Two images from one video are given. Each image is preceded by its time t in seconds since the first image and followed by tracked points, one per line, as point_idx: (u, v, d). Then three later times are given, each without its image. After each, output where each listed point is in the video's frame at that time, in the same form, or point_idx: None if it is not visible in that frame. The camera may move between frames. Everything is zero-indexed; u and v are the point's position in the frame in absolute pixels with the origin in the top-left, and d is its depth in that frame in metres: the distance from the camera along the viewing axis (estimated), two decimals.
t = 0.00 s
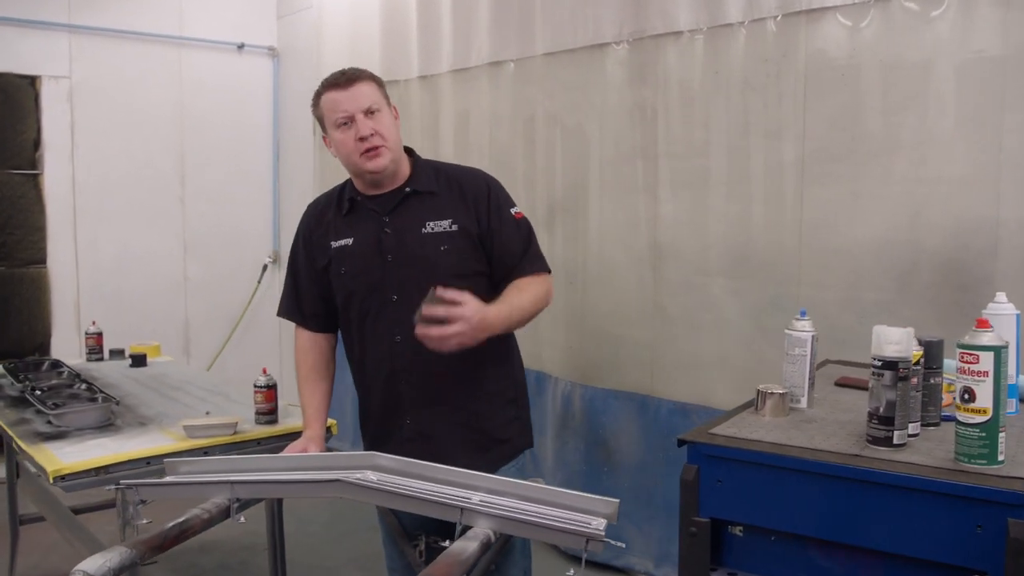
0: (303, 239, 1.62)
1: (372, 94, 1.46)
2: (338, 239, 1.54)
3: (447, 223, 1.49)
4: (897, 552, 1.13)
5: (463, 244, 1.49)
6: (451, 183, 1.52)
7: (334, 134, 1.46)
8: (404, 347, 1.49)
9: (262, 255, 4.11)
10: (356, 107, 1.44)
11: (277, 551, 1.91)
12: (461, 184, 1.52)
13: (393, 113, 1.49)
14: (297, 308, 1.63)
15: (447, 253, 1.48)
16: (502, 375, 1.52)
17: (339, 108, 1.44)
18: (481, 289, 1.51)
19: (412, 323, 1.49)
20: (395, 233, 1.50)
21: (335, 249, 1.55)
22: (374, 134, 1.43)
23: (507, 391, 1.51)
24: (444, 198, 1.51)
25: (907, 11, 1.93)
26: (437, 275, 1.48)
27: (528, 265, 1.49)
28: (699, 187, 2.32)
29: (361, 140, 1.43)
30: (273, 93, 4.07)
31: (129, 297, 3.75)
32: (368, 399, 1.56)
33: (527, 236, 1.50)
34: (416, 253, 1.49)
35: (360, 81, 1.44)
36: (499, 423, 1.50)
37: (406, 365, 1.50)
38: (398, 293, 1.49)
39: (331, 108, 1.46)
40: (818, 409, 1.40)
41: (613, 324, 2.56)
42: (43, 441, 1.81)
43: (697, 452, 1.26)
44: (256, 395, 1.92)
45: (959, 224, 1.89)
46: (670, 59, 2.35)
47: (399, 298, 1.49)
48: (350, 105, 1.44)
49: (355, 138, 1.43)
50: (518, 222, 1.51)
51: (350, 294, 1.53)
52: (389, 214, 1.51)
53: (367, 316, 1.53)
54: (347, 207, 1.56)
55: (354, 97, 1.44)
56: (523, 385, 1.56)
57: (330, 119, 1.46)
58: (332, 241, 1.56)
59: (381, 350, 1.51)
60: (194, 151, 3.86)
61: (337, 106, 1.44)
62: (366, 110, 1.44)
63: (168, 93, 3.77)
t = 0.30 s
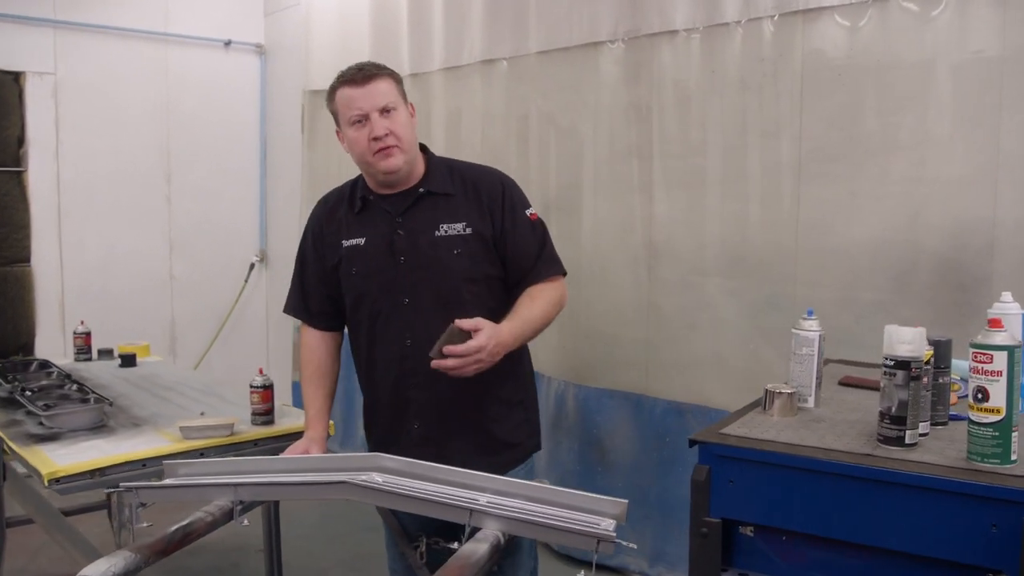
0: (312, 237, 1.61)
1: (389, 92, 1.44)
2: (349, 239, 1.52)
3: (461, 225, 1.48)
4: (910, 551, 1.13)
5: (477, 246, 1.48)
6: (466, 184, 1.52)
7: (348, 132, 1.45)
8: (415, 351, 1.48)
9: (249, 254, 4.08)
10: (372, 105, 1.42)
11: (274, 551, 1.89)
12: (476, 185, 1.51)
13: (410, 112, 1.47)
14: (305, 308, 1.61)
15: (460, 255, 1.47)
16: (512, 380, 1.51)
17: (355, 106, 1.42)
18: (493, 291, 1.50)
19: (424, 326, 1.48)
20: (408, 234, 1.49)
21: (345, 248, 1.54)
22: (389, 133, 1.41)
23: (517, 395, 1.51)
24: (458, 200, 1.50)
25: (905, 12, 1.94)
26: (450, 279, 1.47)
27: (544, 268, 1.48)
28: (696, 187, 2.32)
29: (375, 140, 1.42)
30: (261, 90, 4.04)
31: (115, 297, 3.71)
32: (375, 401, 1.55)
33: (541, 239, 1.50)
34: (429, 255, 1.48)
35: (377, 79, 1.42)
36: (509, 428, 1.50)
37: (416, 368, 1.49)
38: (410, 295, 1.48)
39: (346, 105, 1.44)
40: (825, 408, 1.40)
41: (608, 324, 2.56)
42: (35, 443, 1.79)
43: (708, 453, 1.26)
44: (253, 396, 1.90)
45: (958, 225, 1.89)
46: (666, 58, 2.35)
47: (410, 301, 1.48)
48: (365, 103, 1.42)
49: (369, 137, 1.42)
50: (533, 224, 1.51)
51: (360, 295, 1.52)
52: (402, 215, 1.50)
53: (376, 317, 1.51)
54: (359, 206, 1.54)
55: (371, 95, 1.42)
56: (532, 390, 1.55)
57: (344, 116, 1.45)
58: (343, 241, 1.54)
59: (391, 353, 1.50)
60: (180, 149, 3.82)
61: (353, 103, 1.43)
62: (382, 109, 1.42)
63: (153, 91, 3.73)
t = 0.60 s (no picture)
0: (320, 235, 1.64)
1: (401, 91, 1.47)
2: (357, 239, 1.57)
3: (468, 227, 1.51)
4: (922, 551, 1.14)
5: (484, 248, 1.51)
6: (474, 185, 1.55)
7: (359, 130, 1.47)
8: (421, 352, 1.53)
9: (231, 258, 4.03)
10: (384, 105, 1.44)
11: (267, 551, 1.89)
12: (484, 186, 1.54)
13: (421, 111, 1.50)
14: (312, 307, 1.65)
15: (466, 257, 1.51)
16: (517, 384, 1.55)
17: (367, 105, 1.45)
18: (500, 292, 1.53)
19: (430, 326, 1.52)
20: (415, 235, 1.54)
21: (354, 248, 1.58)
22: (400, 135, 1.44)
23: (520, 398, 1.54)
24: (466, 201, 1.54)
25: (896, 12, 1.95)
26: (456, 280, 1.51)
27: (548, 274, 1.50)
28: (687, 188, 2.32)
29: (386, 140, 1.45)
30: (243, 92, 3.99)
31: (95, 299, 3.67)
32: (382, 399, 1.59)
33: (547, 241, 1.52)
34: (436, 255, 1.52)
35: (390, 79, 1.44)
36: (513, 433, 1.54)
37: (422, 369, 1.53)
38: (416, 296, 1.52)
39: (358, 103, 1.46)
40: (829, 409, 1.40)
41: (599, 325, 2.56)
42: (25, 450, 1.76)
43: (716, 454, 1.26)
44: (246, 400, 1.88)
45: (950, 224, 1.90)
46: (656, 58, 2.35)
47: (417, 302, 1.53)
48: (377, 102, 1.44)
49: (380, 137, 1.44)
50: (541, 228, 1.52)
51: (369, 295, 1.56)
52: (410, 215, 1.54)
53: (384, 317, 1.56)
54: (368, 205, 1.59)
55: (383, 94, 1.44)
56: (537, 394, 1.58)
57: (356, 114, 1.47)
58: (351, 240, 1.59)
59: (398, 353, 1.54)
60: (161, 150, 3.78)
61: (365, 102, 1.45)
62: (394, 109, 1.45)
63: (133, 91, 3.69)
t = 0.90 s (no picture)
0: (328, 235, 1.67)
1: (424, 87, 1.53)
2: (366, 234, 1.61)
3: (477, 220, 1.56)
4: (934, 552, 1.14)
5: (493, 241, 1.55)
6: (483, 181, 1.60)
7: (380, 122, 1.53)
8: (428, 346, 1.55)
9: (216, 258, 3.99)
10: (409, 98, 1.50)
11: (262, 554, 1.87)
12: (492, 183, 1.59)
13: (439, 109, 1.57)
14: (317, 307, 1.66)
15: (475, 250, 1.54)
16: (523, 382, 1.56)
17: (392, 98, 1.50)
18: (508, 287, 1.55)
19: (437, 319, 1.54)
20: (424, 229, 1.58)
21: (362, 244, 1.62)
22: (422, 130, 1.51)
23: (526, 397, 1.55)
24: (475, 196, 1.59)
25: (891, 15, 1.96)
26: (464, 271, 1.54)
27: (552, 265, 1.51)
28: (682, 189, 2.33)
29: (408, 134, 1.51)
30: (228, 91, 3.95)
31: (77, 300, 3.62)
32: (388, 399, 1.60)
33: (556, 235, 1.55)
34: (444, 248, 1.56)
35: (415, 74, 1.50)
36: (520, 434, 1.54)
37: (428, 364, 1.55)
38: (424, 290, 1.55)
39: (381, 95, 1.52)
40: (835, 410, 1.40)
41: (592, 326, 2.56)
42: (16, 454, 1.73)
43: (727, 456, 1.26)
44: (241, 403, 1.86)
45: (945, 226, 1.92)
46: (650, 59, 2.35)
47: (425, 295, 1.55)
48: (402, 95, 1.50)
49: (403, 131, 1.50)
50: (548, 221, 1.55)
51: (376, 290, 1.59)
52: (420, 210, 1.59)
53: (391, 312, 1.58)
54: (378, 201, 1.63)
55: (408, 88, 1.51)
56: (543, 395, 1.59)
57: (378, 105, 1.53)
58: (359, 235, 1.62)
59: (405, 347, 1.56)
60: (146, 149, 3.75)
61: (389, 94, 1.51)
62: (417, 104, 1.51)
63: (118, 90, 3.66)
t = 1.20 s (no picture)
0: (323, 236, 1.70)
1: (421, 81, 1.58)
2: (361, 234, 1.62)
3: (473, 220, 1.56)
4: (938, 551, 1.14)
5: (490, 240, 1.55)
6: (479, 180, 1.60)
7: (376, 113, 1.56)
8: (424, 347, 1.56)
9: (195, 260, 3.95)
10: (405, 88, 1.55)
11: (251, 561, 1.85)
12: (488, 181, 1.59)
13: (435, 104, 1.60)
14: (313, 308, 1.68)
15: (471, 250, 1.54)
16: (521, 382, 1.58)
17: (390, 87, 1.55)
18: (505, 286, 1.56)
19: (433, 320, 1.56)
20: (419, 229, 1.59)
21: (357, 244, 1.63)
22: (417, 118, 1.54)
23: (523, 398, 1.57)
24: (471, 195, 1.59)
25: (878, 17, 1.96)
26: (460, 271, 1.55)
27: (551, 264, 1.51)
28: (669, 190, 2.33)
29: (403, 122, 1.54)
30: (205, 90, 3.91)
31: (53, 303, 3.57)
32: (385, 399, 1.62)
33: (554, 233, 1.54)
34: (440, 248, 1.56)
35: (412, 65, 1.55)
36: (518, 436, 1.56)
37: (424, 365, 1.56)
38: (419, 291, 1.56)
39: (379, 87, 1.56)
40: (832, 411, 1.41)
41: (579, 327, 2.56)
42: None
43: (730, 457, 1.25)
44: (229, 407, 1.83)
45: (932, 226, 1.93)
46: (636, 59, 2.35)
47: (421, 296, 1.57)
48: (399, 85, 1.55)
49: (399, 118, 1.53)
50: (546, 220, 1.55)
51: (372, 291, 1.60)
52: (415, 210, 1.60)
53: (387, 313, 1.60)
54: (373, 201, 1.65)
55: (405, 79, 1.55)
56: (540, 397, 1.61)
57: (376, 96, 1.57)
58: (354, 236, 1.64)
59: (402, 348, 1.58)
60: (123, 150, 3.70)
61: (387, 84, 1.55)
62: (414, 94, 1.55)
63: (95, 89, 3.61)
